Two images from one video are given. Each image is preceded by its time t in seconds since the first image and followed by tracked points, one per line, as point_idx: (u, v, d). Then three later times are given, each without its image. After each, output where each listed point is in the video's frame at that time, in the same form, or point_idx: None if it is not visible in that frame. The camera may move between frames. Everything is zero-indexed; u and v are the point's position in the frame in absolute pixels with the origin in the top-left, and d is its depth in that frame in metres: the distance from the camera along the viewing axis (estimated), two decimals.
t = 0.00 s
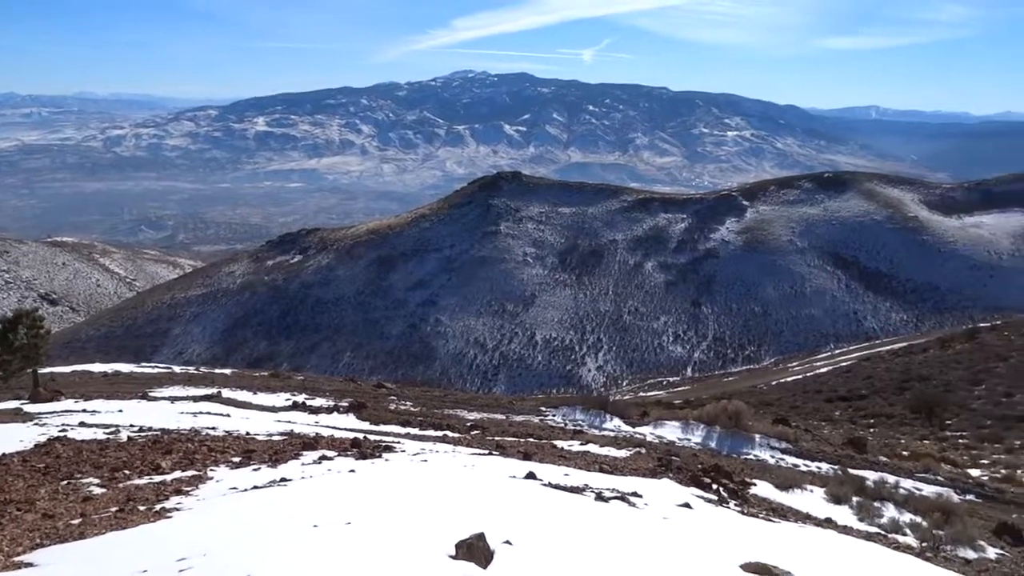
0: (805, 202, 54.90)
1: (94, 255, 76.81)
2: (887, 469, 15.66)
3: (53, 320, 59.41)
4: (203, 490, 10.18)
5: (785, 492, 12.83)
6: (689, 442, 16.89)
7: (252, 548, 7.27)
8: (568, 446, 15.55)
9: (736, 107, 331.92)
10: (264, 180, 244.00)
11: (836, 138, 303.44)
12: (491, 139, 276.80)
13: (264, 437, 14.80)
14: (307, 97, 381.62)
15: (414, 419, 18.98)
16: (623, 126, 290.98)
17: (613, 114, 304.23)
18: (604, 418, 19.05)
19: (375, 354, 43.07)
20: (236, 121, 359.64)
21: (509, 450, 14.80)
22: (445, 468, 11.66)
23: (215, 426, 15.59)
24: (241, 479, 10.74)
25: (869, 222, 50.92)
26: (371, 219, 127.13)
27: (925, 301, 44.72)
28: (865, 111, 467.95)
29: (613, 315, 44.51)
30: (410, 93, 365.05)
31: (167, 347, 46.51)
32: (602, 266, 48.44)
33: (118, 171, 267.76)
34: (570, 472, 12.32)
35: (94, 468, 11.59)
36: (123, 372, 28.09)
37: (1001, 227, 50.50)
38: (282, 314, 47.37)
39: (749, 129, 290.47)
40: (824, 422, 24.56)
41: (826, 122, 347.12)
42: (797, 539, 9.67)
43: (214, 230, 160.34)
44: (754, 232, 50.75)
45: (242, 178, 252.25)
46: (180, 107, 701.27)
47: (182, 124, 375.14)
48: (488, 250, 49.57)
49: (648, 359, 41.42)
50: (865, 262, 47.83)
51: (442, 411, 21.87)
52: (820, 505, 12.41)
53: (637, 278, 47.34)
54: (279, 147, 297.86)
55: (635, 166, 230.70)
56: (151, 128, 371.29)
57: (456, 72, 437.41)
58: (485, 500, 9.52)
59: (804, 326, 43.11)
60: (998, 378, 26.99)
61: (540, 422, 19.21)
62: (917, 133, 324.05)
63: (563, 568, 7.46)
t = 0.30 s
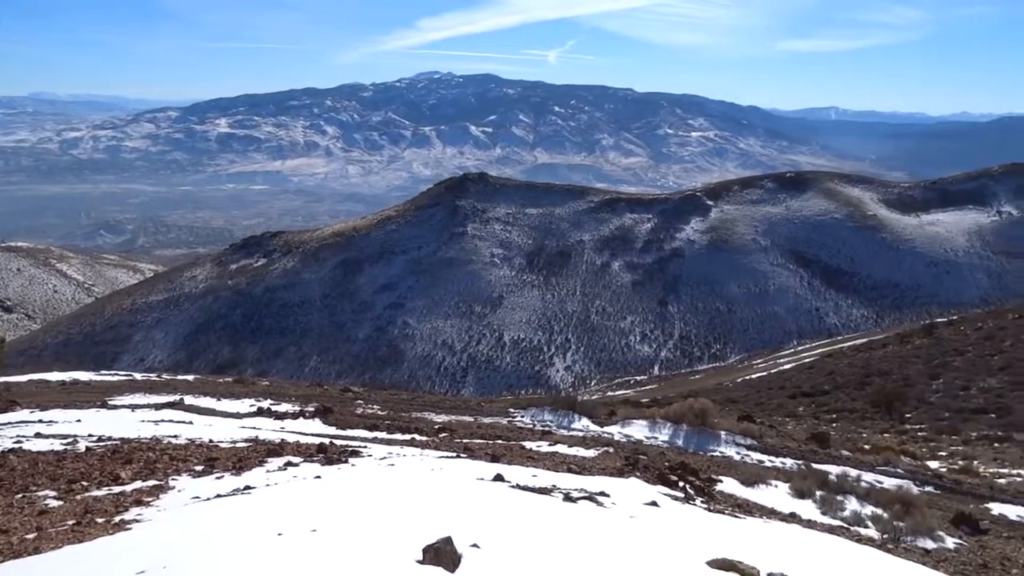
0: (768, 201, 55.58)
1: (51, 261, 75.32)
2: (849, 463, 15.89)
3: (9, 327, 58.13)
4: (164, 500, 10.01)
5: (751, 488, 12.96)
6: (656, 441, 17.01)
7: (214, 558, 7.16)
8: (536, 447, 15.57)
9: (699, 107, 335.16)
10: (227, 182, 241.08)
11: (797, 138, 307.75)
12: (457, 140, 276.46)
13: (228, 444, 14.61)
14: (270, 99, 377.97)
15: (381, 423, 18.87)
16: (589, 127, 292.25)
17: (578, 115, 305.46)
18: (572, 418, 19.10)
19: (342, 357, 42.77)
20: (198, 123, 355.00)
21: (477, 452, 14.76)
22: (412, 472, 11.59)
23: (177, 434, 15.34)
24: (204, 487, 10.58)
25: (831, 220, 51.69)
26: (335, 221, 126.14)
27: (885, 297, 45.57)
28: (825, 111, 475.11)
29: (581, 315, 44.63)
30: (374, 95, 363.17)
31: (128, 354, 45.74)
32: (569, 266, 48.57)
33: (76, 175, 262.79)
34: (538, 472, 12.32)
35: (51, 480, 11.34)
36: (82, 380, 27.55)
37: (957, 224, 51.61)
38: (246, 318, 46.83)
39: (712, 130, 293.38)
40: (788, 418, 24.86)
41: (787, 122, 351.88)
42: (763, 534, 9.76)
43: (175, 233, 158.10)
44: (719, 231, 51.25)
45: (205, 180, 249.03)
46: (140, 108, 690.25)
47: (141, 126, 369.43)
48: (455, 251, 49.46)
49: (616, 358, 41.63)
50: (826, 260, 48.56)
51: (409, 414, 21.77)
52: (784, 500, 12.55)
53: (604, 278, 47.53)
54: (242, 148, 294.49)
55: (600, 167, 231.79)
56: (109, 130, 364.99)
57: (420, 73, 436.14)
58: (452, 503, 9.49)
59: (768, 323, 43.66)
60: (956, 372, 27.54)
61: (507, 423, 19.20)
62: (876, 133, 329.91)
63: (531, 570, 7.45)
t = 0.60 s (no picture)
0: (728, 201, 56.26)
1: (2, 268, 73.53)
2: (810, 458, 16.12)
3: None
4: (120, 512, 9.82)
5: (714, 485, 13.09)
6: (621, 439, 17.12)
7: (171, 570, 7.03)
8: (502, 448, 15.57)
9: (660, 108, 338.15)
10: (185, 186, 237.41)
11: (756, 138, 311.94)
12: (419, 141, 275.62)
13: (188, 452, 14.39)
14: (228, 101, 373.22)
15: (345, 427, 18.73)
16: (551, 128, 293.21)
17: (540, 116, 306.25)
18: (538, 419, 19.13)
19: (305, 362, 42.37)
20: (155, 125, 349.37)
21: (442, 455, 14.71)
22: (376, 477, 11.51)
23: (135, 444, 15.08)
24: (162, 498, 10.40)
25: (790, 219, 52.46)
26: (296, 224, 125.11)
27: (842, 294, 46.42)
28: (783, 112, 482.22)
29: (545, 316, 44.72)
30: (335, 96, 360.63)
31: (83, 363, 44.82)
32: (533, 268, 48.66)
33: (27, 179, 256.87)
34: (503, 474, 12.32)
35: (2, 494, 11.07)
36: (36, 391, 26.92)
37: (911, 222, 52.74)
38: (205, 324, 46.17)
39: (672, 130, 296.13)
40: (750, 414, 25.19)
41: (746, 123, 356.47)
42: (726, 530, 9.86)
43: (132, 238, 155.21)
44: (680, 230, 51.72)
45: (162, 184, 245.02)
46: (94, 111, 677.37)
47: (95, 129, 362.41)
48: (419, 254, 49.28)
49: (581, 358, 41.80)
50: (786, 258, 49.29)
51: (374, 418, 21.65)
52: (747, 495, 12.69)
53: (568, 278, 47.70)
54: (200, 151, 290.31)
55: (563, 167, 232.63)
56: (62, 133, 357.49)
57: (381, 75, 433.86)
58: (417, 507, 9.43)
59: (730, 321, 44.20)
60: (912, 365, 28.11)
61: (473, 425, 19.18)
62: (832, 133, 335.69)
63: (498, 573, 7.45)
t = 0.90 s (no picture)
0: (686, 202, 56.88)
1: None
2: (768, 453, 16.35)
3: None
4: (70, 527, 9.58)
5: (675, 482, 13.20)
6: (583, 440, 17.19)
7: None
8: (464, 452, 15.53)
9: (617, 110, 340.66)
10: (137, 191, 232.99)
11: (712, 139, 315.87)
12: (377, 144, 274.10)
13: (142, 463, 14.12)
14: (181, 103, 367.29)
15: (305, 434, 18.54)
16: (509, 130, 293.69)
17: (499, 118, 306.56)
18: (500, 422, 19.12)
19: (263, 368, 41.82)
20: (106, 129, 342.52)
21: (404, 459, 14.62)
22: (336, 484, 11.40)
23: (87, 456, 14.74)
24: (115, 511, 10.18)
25: (746, 219, 53.20)
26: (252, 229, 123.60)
27: (798, 293, 47.23)
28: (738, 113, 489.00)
29: (507, 318, 44.73)
30: (291, 99, 357.11)
31: (32, 373, 43.71)
32: (494, 270, 48.66)
33: None
34: (465, 478, 12.29)
35: None
36: None
37: (863, 221, 53.85)
38: (160, 331, 45.34)
39: (630, 132, 298.59)
40: (710, 412, 25.47)
41: (702, 124, 360.86)
42: (686, 528, 9.93)
43: (82, 244, 151.74)
44: (639, 231, 52.16)
45: (112, 189, 240.10)
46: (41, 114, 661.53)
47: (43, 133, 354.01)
48: (379, 257, 48.97)
49: (543, 359, 41.90)
50: (742, 257, 49.98)
51: (335, 424, 21.45)
52: (706, 492, 12.81)
53: (528, 280, 47.79)
54: (153, 155, 285.25)
55: (522, 170, 233.13)
56: (8, 137, 348.55)
57: (337, 78, 430.91)
58: (377, 513, 9.37)
59: (689, 320, 44.67)
60: (865, 361, 28.68)
61: (435, 429, 19.11)
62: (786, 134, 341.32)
63: None
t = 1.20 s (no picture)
0: (642, 202, 57.39)
1: None
2: (725, 450, 16.57)
3: None
4: (16, 544, 9.34)
5: (634, 480, 13.31)
6: (543, 441, 17.24)
7: None
8: (424, 455, 15.46)
9: (573, 111, 342.50)
10: (84, 196, 227.76)
11: (666, 140, 319.29)
12: (332, 147, 271.82)
13: (91, 476, 13.81)
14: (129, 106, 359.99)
15: (262, 442, 18.31)
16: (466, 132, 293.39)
17: (454, 120, 306.08)
18: (460, 424, 19.07)
19: (218, 376, 41.18)
20: (51, 133, 334.22)
21: (362, 465, 14.51)
22: (294, 491, 11.27)
23: (34, 471, 14.37)
24: (63, 527, 9.94)
25: (701, 219, 53.87)
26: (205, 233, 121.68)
27: (752, 291, 48.00)
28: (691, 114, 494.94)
29: (466, 320, 44.67)
30: (243, 101, 352.42)
31: None
32: (452, 272, 48.56)
33: None
34: (425, 482, 12.23)
35: None
36: None
37: (813, 219, 54.90)
38: (110, 340, 44.38)
39: (585, 133, 300.47)
40: (669, 410, 25.74)
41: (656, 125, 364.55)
42: (645, 526, 10.02)
43: (27, 251, 147.81)
44: (597, 232, 52.49)
45: (58, 194, 234.34)
46: None
47: None
48: (336, 261, 48.55)
49: (503, 361, 41.94)
50: (698, 257, 50.59)
51: (292, 431, 21.22)
52: (665, 489, 12.92)
53: (487, 282, 47.80)
54: (100, 159, 279.12)
55: (479, 172, 233.12)
56: None
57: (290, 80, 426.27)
58: (336, 521, 9.29)
59: (647, 320, 45.10)
60: (818, 356, 29.22)
61: (394, 433, 18.99)
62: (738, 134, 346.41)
63: None
